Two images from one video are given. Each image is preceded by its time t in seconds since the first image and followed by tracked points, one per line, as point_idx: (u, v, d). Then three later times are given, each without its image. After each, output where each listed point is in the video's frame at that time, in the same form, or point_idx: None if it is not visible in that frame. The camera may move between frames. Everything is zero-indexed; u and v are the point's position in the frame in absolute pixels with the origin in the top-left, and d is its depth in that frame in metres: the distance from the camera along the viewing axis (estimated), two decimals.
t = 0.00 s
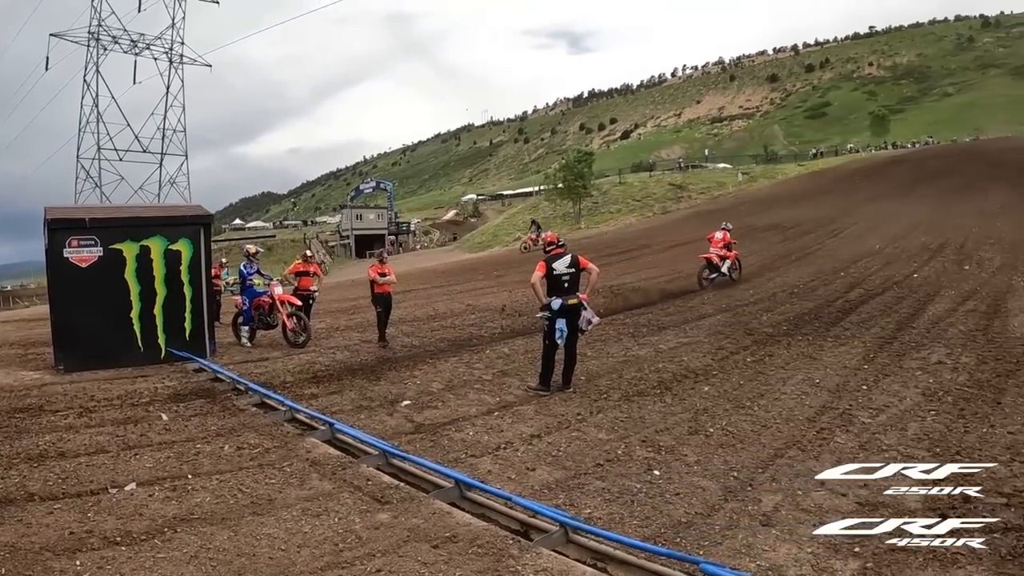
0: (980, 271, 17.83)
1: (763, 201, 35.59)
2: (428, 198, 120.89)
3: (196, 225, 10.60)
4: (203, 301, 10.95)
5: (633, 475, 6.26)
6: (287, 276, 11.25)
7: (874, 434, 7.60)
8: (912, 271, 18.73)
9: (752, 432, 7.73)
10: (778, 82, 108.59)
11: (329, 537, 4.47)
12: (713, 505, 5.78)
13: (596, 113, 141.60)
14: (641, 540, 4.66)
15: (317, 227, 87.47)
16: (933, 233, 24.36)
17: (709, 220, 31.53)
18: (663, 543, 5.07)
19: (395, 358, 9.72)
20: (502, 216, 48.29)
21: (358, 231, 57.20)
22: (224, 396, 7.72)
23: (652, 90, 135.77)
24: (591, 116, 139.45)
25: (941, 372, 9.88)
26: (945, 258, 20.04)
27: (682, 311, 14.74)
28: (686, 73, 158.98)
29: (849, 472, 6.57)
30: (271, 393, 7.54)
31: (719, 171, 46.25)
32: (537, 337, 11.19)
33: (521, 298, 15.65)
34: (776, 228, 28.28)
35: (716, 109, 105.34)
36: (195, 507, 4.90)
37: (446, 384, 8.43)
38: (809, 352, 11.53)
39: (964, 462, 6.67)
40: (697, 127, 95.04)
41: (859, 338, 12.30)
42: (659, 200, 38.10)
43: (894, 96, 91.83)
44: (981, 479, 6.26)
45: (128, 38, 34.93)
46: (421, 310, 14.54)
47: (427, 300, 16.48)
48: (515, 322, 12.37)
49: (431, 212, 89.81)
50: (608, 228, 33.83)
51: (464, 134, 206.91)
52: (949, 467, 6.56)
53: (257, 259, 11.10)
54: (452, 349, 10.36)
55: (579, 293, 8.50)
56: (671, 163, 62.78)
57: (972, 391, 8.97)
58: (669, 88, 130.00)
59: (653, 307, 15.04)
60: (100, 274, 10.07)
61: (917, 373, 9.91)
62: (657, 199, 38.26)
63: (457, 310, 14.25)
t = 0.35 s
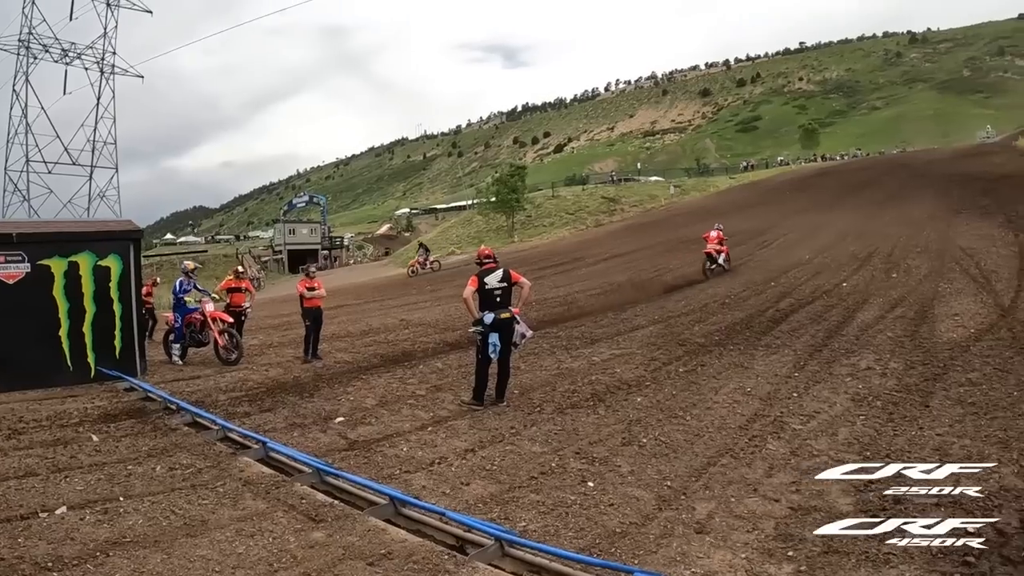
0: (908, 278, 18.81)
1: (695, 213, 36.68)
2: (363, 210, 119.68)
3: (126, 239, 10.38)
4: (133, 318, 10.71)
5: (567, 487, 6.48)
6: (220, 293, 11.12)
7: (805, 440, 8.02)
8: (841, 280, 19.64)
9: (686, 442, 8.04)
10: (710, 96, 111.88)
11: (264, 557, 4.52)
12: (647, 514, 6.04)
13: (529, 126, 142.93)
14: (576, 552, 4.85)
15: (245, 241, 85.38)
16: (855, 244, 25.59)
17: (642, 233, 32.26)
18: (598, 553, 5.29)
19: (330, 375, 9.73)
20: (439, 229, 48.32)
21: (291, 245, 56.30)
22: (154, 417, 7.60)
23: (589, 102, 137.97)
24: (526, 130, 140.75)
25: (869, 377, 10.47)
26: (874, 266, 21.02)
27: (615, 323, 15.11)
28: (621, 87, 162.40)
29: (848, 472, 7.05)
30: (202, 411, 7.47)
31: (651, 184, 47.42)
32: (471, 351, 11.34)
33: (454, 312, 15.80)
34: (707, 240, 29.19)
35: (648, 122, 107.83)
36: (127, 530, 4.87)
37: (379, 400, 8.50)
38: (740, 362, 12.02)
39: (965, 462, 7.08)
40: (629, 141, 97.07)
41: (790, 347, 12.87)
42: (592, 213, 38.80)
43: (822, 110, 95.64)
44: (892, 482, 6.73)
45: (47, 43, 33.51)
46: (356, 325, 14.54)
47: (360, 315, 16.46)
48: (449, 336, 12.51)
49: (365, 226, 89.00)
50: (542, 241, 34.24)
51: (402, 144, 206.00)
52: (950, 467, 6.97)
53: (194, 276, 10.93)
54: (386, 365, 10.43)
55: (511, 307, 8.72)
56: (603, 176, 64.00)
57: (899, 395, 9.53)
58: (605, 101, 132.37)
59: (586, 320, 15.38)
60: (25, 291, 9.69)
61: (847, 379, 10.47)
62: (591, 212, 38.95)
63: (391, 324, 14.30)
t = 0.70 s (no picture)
0: (855, 282, 19.47)
1: (647, 219, 37.32)
2: (314, 216, 118.14)
3: (75, 247, 10.07)
4: (81, 328, 10.40)
5: (521, 493, 6.62)
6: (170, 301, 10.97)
7: (757, 443, 8.32)
8: (789, 284, 20.25)
9: (637, 446, 8.26)
10: (662, 103, 113.83)
11: (216, 570, 4.54)
12: (601, 519, 6.22)
13: (479, 135, 142.93)
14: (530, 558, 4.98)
15: (192, 248, 83.45)
16: (801, 248, 26.38)
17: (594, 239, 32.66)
18: (553, 559, 5.44)
19: (282, 383, 9.70)
20: (392, 235, 48.04)
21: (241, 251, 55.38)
22: (102, 428, 7.48)
23: (543, 108, 138.85)
24: (480, 135, 140.86)
25: (817, 380, 10.87)
26: (823, 271, 21.69)
27: (567, 329, 15.34)
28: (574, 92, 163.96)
29: (849, 472, 7.31)
30: (152, 422, 7.38)
31: (603, 191, 48.05)
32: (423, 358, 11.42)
33: (405, 319, 15.84)
34: (658, 246, 29.75)
35: (601, 129, 109.06)
36: (77, 545, 4.83)
37: (331, 409, 8.52)
38: (691, 366, 12.34)
39: (966, 462, 7.30)
40: (581, 147, 98.01)
41: (741, 351, 13.27)
42: (545, 219, 39.11)
43: (772, 117, 98.06)
44: (830, 483, 7.05)
45: None
46: (307, 333, 14.47)
47: (310, 323, 16.38)
48: (401, 343, 12.57)
49: (316, 233, 87.93)
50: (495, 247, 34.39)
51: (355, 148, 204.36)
52: (950, 467, 7.21)
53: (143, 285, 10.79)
54: (337, 373, 10.43)
55: (463, 314, 8.80)
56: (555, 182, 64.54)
57: (849, 396, 9.92)
58: (559, 107, 133.33)
59: (537, 326, 15.55)
60: None
61: (797, 382, 10.85)
62: (542, 218, 39.25)
63: (342, 332, 14.29)
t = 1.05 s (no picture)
0: (836, 279, 19.72)
1: (629, 217, 37.52)
2: (295, 216, 117.32)
3: (54, 248, 9.92)
4: (62, 330, 10.24)
5: (504, 492, 6.67)
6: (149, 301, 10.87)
7: (741, 439, 8.44)
8: (770, 281, 20.48)
9: (619, 444, 8.35)
10: (643, 101, 114.33)
11: (199, 573, 4.55)
12: (584, 517, 6.29)
13: (464, 131, 142.91)
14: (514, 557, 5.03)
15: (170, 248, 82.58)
16: (780, 246, 26.67)
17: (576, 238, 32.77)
18: (536, 557, 5.50)
19: (264, 384, 9.68)
20: (373, 234, 47.87)
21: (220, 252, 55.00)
22: (82, 431, 7.43)
23: (524, 107, 138.85)
24: (462, 133, 140.63)
25: (799, 376, 11.03)
26: (804, 268, 21.93)
27: (549, 327, 15.42)
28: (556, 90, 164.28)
29: (850, 473, 7.29)
30: (134, 424, 7.35)
31: (585, 189, 48.22)
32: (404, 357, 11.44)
33: (386, 319, 15.85)
34: (640, 244, 29.94)
35: (582, 127, 109.27)
36: (59, 549, 4.81)
37: (313, 409, 8.52)
38: (673, 363, 12.46)
39: (967, 462, 7.27)
40: (563, 146, 98.18)
41: (722, 348, 13.41)
42: (527, 218, 39.18)
43: (752, 115, 98.88)
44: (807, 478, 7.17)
45: None
46: (287, 333, 14.43)
47: (291, 322, 16.33)
48: (382, 343, 12.58)
49: (296, 232, 87.40)
50: (478, 246, 34.39)
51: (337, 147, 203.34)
52: (950, 467, 7.18)
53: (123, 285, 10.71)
54: (319, 373, 10.42)
55: (444, 313, 8.83)
56: (537, 181, 64.62)
57: (831, 392, 10.07)
58: (540, 106, 133.42)
59: (518, 325, 15.61)
60: None
61: (778, 378, 11.00)
62: (525, 217, 39.32)
63: (324, 332, 14.27)
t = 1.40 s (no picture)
0: (840, 278, 19.68)
1: (632, 217, 37.47)
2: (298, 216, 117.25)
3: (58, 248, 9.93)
4: (67, 330, 10.25)
5: (507, 491, 6.68)
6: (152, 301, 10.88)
7: (743, 438, 8.43)
8: (772, 281, 20.46)
9: (622, 443, 8.35)
10: (646, 101, 114.13)
11: (202, 571, 4.55)
12: (586, 516, 6.29)
13: (468, 130, 142.86)
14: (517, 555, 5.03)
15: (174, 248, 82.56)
16: (784, 246, 26.62)
17: (579, 237, 32.74)
18: (539, 556, 5.50)
19: (267, 383, 9.69)
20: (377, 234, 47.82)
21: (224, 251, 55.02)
22: (86, 430, 7.44)
23: (527, 106, 138.76)
24: (466, 133, 140.50)
25: (802, 376, 11.01)
26: (808, 267, 21.89)
27: (552, 327, 15.42)
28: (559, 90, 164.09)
29: (850, 473, 7.26)
30: (138, 423, 7.36)
31: (589, 188, 48.18)
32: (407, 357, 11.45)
33: (390, 318, 15.85)
34: (643, 244, 29.91)
35: (586, 127, 109.05)
36: (63, 548, 4.83)
37: (317, 409, 8.54)
38: (677, 363, 12.45)
39: (967, 462, 7.25)
40: (567, 145, 98.04)
41: (724, 347, 13.40)
42: (531, 217, 39.14)
43: (754, 115, 98.75)
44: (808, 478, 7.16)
45: None
46: (291, 333, 14.44)
47: (294, 322, 16.34)
48: (385, 342, 12.58)
49: (300, 232, 87.32)
50: (481, 245, 34.36)
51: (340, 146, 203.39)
52: (950, 467, 7.16)
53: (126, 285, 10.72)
54: (322, 372, 10.42)
55: (442, 313, 8.89)
56: (541, 180, 64.53)
57: (834, 392, 10.06)
58: (543, 105, 133.26)
59: (521, 325, 15.60)
60: None
61: (781, 378, 10.99)
62: (529, 216, 39.29)
63: (327, 331, 14.28)
